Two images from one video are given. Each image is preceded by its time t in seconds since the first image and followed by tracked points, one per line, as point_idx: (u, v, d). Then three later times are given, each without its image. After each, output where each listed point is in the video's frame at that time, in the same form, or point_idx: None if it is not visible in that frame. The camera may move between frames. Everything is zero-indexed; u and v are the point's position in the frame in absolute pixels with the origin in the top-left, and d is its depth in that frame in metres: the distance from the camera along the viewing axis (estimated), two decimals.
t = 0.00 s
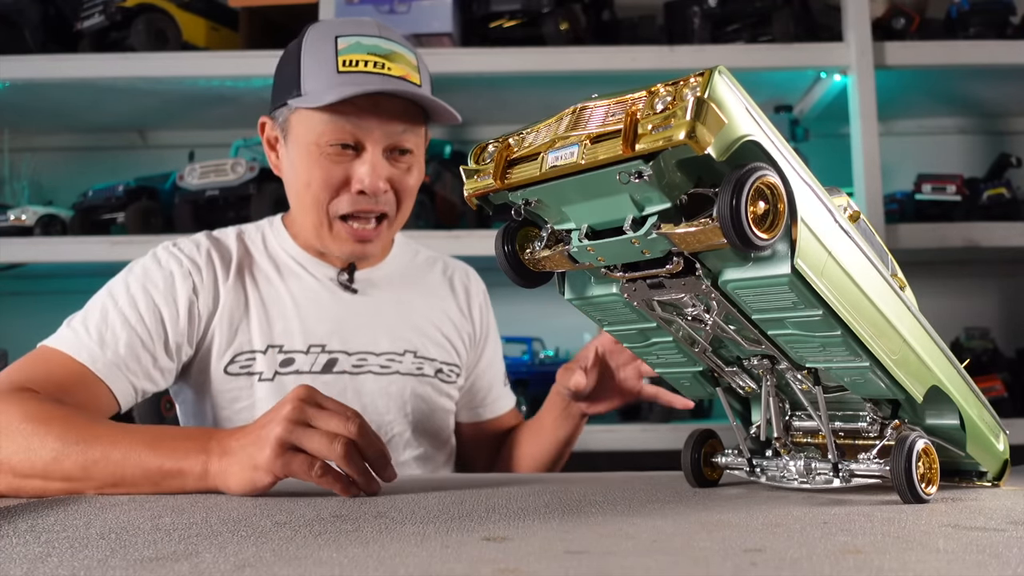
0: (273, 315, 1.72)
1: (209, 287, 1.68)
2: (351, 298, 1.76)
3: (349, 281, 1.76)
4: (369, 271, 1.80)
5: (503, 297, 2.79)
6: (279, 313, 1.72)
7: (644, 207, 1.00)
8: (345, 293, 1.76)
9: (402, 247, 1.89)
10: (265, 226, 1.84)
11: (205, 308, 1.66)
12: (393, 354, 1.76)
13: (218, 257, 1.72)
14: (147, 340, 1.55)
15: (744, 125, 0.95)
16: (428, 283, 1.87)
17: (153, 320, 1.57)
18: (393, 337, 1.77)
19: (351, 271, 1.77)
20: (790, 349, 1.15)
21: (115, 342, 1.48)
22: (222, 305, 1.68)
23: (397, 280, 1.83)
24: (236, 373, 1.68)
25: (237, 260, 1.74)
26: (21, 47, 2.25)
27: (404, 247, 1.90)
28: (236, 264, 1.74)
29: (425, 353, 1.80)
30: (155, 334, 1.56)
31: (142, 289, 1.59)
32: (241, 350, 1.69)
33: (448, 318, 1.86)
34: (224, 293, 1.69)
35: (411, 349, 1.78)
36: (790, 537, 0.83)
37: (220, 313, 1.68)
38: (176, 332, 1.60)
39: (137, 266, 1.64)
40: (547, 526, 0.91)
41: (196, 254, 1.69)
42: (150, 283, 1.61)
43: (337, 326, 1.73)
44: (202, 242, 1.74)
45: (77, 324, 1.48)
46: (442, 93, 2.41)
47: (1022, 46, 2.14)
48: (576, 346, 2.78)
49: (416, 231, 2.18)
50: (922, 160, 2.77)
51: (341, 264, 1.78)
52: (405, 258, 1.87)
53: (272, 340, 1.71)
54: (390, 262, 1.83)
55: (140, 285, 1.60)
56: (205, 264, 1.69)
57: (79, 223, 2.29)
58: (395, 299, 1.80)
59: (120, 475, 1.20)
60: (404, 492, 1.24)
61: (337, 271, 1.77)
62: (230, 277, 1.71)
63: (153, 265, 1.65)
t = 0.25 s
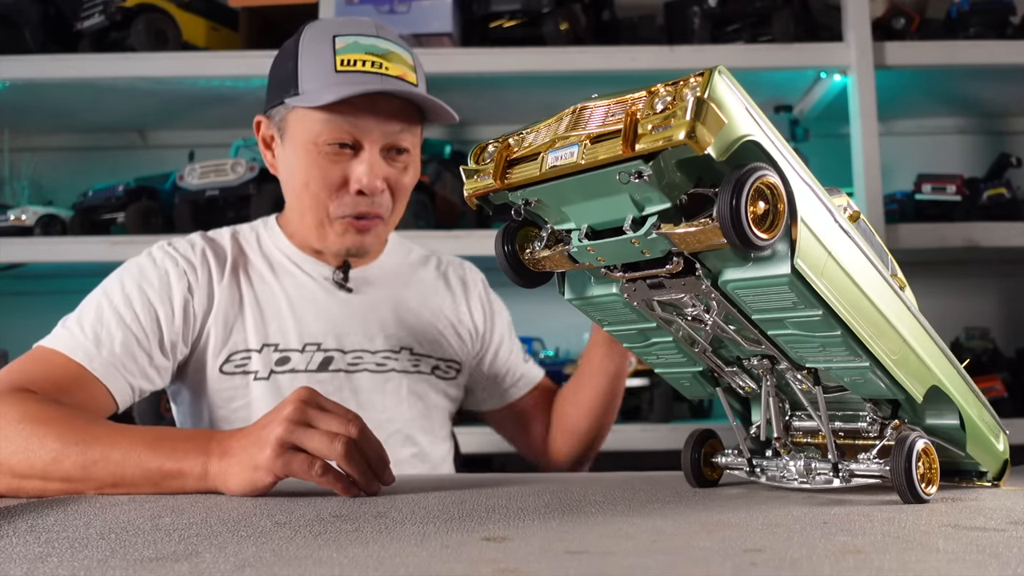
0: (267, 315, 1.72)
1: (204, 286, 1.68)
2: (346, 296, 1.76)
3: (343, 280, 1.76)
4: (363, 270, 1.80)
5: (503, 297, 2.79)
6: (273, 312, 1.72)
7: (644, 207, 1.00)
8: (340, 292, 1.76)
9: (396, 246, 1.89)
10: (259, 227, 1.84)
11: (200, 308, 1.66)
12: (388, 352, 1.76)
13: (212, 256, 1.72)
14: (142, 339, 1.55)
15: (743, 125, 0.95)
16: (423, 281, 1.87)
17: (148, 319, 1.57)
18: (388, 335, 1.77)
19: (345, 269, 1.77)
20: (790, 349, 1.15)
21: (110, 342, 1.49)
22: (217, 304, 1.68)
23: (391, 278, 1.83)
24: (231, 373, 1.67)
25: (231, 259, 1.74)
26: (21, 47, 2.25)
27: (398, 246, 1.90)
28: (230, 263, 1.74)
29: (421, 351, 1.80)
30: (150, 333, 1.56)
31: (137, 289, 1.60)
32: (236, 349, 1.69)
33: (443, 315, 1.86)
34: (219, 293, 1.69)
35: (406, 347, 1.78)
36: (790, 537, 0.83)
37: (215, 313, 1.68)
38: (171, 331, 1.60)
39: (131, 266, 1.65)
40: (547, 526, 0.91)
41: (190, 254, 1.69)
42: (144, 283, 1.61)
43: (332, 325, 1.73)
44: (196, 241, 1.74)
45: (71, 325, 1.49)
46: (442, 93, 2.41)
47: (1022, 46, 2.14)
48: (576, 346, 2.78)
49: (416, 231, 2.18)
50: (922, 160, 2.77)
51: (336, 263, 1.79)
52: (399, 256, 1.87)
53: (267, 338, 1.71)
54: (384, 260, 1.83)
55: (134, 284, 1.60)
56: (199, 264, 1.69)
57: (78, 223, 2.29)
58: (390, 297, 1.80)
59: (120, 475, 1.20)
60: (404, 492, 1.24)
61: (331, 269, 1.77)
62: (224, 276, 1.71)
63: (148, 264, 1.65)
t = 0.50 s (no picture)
0: (269, 315, 1.72)
1: (206, 286, 1.68)
2: (348, 297, 1.76)
3: (343, 280, 1.76)
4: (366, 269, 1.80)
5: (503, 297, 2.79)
6: (275, 313, 1.72)
7: (644, 207, 1.00)
8: (341, 292, 1.76)
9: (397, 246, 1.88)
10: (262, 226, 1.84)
11: (202, 308, 1.66)
12: (390, 352, 1.76)
13: (214, 255, 1.72)
14: (143, 339, 1.55)
15: (744, 125, 0.95)
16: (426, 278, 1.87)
17: (149, 319, 1.57)
18: (390, 335, 1.77)
19: (348, 269, 1.77)
20: (790, 349, 1.15)
21: (111, 342, 1.49)
22: (219, 304, 1.68)
23: (394, 277, 1.82)
24: (232, 373, 1.67)
25: (233, 259, 1.74)
26: (21, 47, 2.25)
27: (401, 246, 1.90)
28: (232, 263, 1.74)
29: (423, 350, 1.80)
30: (151, 333, 1.56)
31: (138, 289, 1.60)
32: (238, 350, 1.69)
33: (446, 313, 1.85)
34: (222, 293, 1.69)
35: (408, 347, 1.78)
36: (790, 537, 0.83)
37: (216, 314, 1.67)
38: (172, 331, 1.60)
39: (133, 266, 1.65)
40: (547, 527, 0.91)
41: (193, 253, 1.69)
42: (146, 283, 1.61)
43: (335, 326, 1.73)
44: (198, 241, 1.74)
45: (72, 324, 1.49)
46: (442, 93, 2.41)
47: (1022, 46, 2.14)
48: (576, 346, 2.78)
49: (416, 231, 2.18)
50: (922, 160, 2.77)
51: (337, 263, 1.79)
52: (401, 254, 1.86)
53: (268, 339, 1.70)
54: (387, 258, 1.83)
55: (136, 284, 1.60)
56: (201, 264, 1.69)
57: (79, 223, 2.29)
58: (392, 297, 1.80)
59: (120, 475, 1.20)
60: (405, 492, 1.24)
61: (333, 269, 1.77)
62: (226, 276, 1.71)
63: (149, 264, 1.65)
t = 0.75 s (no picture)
0: (272, 315, 1.72)
1: (209, 287, 1.68)
2: (351, 297, 1.76)
3: (348, 280, 1.77)
4: (369, 270, 1.80)
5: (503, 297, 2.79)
6: (279, 313, 1.72)
7: (644, 207, 1.00)
8: (344, 293, 1.76)
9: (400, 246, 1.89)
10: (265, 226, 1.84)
11: (205, 309, 1.66)
12: (393, 353, 1.75)
13: (217, 256, 1.72)
14: (145, 340, 1.55)
15: (744, 125, 0.95)
16: (428, 279, 1.87)
17: (151, 320, 1.57)
18: (393, 336, 1.76)
19: (350, 270, 1.78)
20: (790, 349, 1.15)
21: (113, 343, 1.49)
22: (223, 304, 1.68)
23: (396, 278, 1.82)
24: (236, 374, 1.67)
25: (236, 259, 1.75)
26: (21, 48, 2.25)
27: (403, 245, 1.90)
28: (236, 263, 1.74)
29: (426, 351, 1.80)
30: (154, 334, 1.56)
31: (141, 289, 1.60)
32: (241, 351, 1.69)
33: (449, 314, 1.85)
34: (226, 294, 1.69)
35: (411, 348, 1.78)
36: (790, 537, 0.83)
37: (220, 314, 1.67)
38: (175, 332, 1.60)
39: (136, 266, 1.65)
40: (546, 527, 0.91)
41: (196, 253, 1.70)
42: (149, 283, 1.61)
43: (338, 327, 1.73)
44: (202, 242, 1.74)
45: (74, 325, 1.49)
46: (442, 94, 2.41)
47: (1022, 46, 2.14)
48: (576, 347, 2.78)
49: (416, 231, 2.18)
50: (922, 160, 2.77)
51: (340, 263, 1.79)
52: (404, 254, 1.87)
53: (272, 340, 1.70)
54: (389, 259, 1.84)
55: (139, 284, 1.60)
56: (204, 264, 1.69)
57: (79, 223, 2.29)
58: (395, 297, 1.80)
59: (119, 475, 1.20)
60: (406, 492, 1.24)
61: (336, 270, 1.77)
62: (230, 276, 1.71)
63: (152, 264, 1.65)
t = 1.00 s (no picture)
0: (272, 316, 1.72)
1: (209, 288, 1.68)
2: (350, 299, 1.76)
3: (348, 281, 1.77)
4: (370, 272, 1.81)
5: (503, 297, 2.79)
6: (279, 314, 1.72)
7: (644, 207, 1.00)
8: (344, 294, 1.76)
9: (402, 247, 1.88)
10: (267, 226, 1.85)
11: (205, 310, 1.66)
12: (393, 356, 1.76)
13: (218, 256, 1.73)
14: (145, 342, 1.55)
15: (744, 125, 0.95)
16: (429, 284, 1.87)
17: (152, 321, 1.57)
18: (393, 339, 1.76)
19: (351, 271, 1.78)
20: (790, 349, 1.15)
21: (113, 344, 1.49)
22: (222, 305, 1.68)
23: (397, 281, 1.83)
24: (236, 376, 1.68)
25: (237, 260, 1.75)
26: (21, 48, 2.25)
27: (406, 247, 1.90)
28: (237, 264, 1.74)
29: (425, 355, 1.80)
30: (154, 335, 1.56)
31: (141, 289, 1.59)
32: (241, 352, 1.69)
33: (448, 319, 1.86)
34: (226, 294, 1.69)
35: (410, 352, 1.78)
36: (791, 537, 0.83)
37: (220, 315, 1.68)
38: (175, 333, 1.60)
39: (137, 266, 1.64)
40: (546, 527, 0.91)
41: (196, 254, 1.70)
42: (149, 283, 1.61)
43: (337, 329, 1.73)
44: (203, 243, 1.75)
45: (75, 325, 1.49)
46: (442, 94, 2.41)
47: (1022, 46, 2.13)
48: (576, 347, 2.78)
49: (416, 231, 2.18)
50: (922, 160, 2.77)
51: (341, 265, 1.79)
52: (406, 258, 1.87)
53: (271, 342, 1.71)
54: (391, 262, 1.84)
55: (139, 285, 1.60)
56: (204, 265, 1.69)
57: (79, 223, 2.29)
58: (395, 300, 1.80)
59: (119, 475, 1.20)
60: (406, 492, 1.24)
61: (336, 271, 1.78)
62: (230, 277, 1.71)
63: (153, 265, 1.65)
